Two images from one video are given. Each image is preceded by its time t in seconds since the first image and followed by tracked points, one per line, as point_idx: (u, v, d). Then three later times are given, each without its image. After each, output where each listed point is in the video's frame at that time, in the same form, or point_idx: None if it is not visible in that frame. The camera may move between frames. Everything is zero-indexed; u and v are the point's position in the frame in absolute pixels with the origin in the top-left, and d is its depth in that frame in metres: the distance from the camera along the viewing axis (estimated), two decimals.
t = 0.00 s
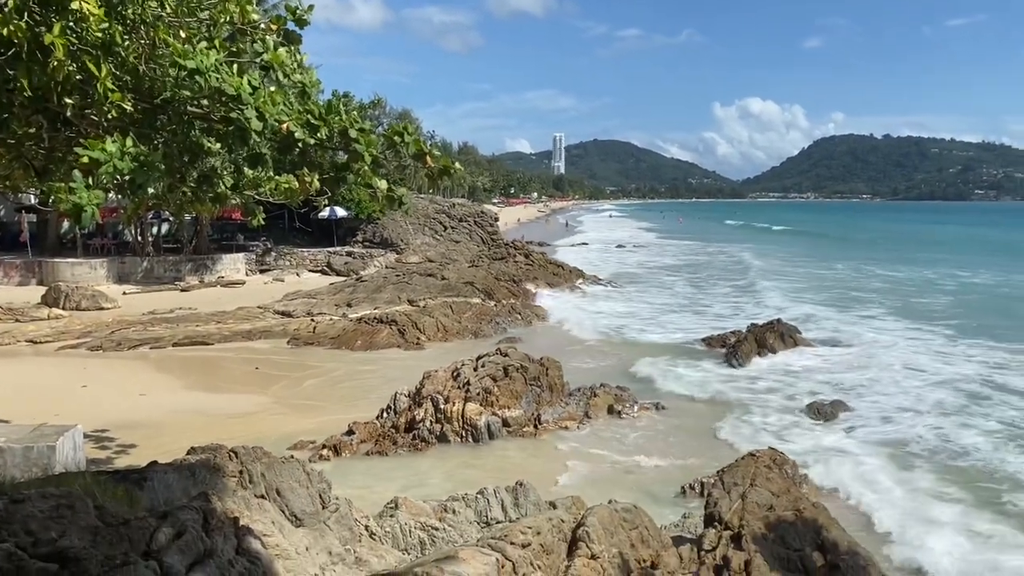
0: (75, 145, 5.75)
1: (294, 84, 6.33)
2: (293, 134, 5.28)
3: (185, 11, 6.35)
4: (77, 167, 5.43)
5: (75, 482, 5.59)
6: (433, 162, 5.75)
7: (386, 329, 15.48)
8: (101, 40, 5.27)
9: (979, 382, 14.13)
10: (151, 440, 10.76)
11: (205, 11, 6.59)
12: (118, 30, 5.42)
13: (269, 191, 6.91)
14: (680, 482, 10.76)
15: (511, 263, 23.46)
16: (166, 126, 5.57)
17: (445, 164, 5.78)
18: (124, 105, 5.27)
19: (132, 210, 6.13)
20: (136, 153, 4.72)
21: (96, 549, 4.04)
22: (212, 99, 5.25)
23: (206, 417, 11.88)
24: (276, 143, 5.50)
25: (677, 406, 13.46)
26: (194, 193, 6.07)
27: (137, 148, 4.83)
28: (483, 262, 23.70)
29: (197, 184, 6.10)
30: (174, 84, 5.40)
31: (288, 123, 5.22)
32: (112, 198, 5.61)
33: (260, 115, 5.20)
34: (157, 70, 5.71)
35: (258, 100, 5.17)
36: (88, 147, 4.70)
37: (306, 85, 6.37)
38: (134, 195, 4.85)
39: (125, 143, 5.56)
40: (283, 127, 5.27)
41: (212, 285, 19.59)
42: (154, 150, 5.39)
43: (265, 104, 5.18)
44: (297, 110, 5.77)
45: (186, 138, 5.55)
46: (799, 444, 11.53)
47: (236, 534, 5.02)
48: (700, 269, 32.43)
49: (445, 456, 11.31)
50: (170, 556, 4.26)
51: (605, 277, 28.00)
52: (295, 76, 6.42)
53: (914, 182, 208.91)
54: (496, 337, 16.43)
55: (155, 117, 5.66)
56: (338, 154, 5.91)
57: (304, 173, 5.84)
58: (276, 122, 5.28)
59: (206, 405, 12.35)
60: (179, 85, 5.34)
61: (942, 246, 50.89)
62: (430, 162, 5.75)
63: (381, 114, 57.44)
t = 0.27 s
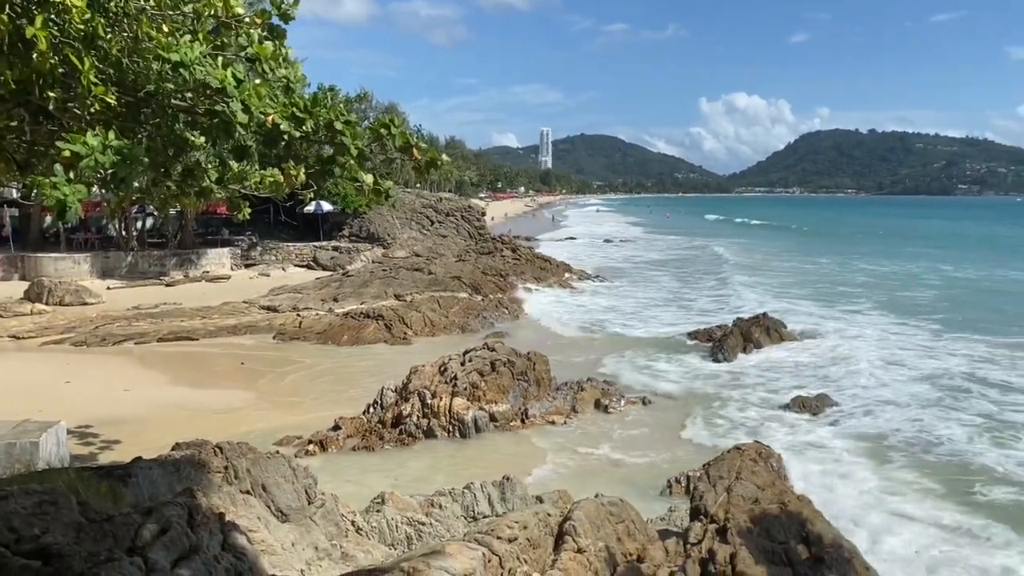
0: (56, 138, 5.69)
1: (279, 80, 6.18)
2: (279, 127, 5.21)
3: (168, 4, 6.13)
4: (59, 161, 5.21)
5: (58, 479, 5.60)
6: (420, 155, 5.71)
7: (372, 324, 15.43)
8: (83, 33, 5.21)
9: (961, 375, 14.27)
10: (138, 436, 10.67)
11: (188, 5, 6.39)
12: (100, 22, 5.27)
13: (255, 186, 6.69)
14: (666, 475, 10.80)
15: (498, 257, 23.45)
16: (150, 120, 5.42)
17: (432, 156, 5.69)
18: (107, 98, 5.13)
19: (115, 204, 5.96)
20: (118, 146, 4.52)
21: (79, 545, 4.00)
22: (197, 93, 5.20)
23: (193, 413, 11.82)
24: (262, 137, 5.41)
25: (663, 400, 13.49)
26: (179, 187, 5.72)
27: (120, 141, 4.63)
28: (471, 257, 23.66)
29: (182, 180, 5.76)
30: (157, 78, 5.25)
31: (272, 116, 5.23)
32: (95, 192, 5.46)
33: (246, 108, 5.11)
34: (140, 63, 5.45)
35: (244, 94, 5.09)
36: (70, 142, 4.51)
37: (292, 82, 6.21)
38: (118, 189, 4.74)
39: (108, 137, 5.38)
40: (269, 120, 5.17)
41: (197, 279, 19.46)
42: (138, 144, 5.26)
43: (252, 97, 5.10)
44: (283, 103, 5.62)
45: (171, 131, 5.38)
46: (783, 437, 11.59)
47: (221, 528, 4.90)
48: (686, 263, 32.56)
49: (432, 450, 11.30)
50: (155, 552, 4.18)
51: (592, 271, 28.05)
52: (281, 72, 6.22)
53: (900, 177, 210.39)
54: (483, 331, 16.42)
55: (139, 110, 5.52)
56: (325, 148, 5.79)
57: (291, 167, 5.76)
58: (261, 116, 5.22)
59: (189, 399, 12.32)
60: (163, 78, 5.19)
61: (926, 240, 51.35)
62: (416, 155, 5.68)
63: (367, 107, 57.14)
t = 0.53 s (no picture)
0: (33, 134, 5.38)
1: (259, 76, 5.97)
2: (259, 123, 5.15)
3: None
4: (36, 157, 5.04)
5: (37, 477, 5.48)
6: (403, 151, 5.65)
7: (355, 321, 15.37)
8: (60, 27, 5.04)
9: (938, 370, 14.44)
10: (119, 435, 10.58)
11: None
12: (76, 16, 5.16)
13: (235, 181, 6.58)
14: (648, 471, 10.84)
15: (482, 254, 23.44)
16: (129, 115, 5.31)
17: (414, 153, 5.62)
18: (85, 95, 5.04)
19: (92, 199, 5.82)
20: (97, 141, 4.32)
21: (57, 546, 3.94)
22: (176, 89, 5.08)
23: (176, 410, 11.77)
24: (242, 132, 5.35)
25: (645, 396, 13.55)
26: (159, 181, 5.81)
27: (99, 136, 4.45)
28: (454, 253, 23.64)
29: (161, 172, 5.81)
30: (136, 73, 5.16)
31: (252, 111, 5.13)
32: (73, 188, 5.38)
33: (225, 103, 5.04)
34: (119, 59, 5.32)
35: (222, 89, 5.00)
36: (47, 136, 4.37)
37: (272, 78, 6.03)
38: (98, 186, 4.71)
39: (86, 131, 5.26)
40: (249, 115, 5.11)
41: (177, 277, 19.32)
42: (117, 139, 5.21)
43: (231, 93, 5.03)
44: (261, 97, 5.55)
45: (150, 127, 5.34)
46: (764, 432, 11.67)
47: (202, 527, 4.75)
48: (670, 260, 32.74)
49: (415, 448, 11.28)
50: (135, 551, 4.13)
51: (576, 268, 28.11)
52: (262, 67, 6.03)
53: (884, 175, 212.29)
54: (466, 328, 16.41)
55: (117, 105, 5.38)
56: (306, 144, 5.72)
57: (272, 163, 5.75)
58: (242, 111, 5.13)
59: (171, 397, 12.26)
60: (142, 73, 5.12)
61: (906, 237, 51.86)
62: (398, 151, 5.62)
63: (348, 102, 56.89)
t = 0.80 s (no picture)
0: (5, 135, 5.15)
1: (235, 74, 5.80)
2: (235, 123, 4.91)
3: None
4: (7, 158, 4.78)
5: (10, 479, 5.42)
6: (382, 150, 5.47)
7: (334, 321, 15.29)
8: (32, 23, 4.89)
9: (912, 365, 14.63)
10: (96, 436, 10.46)
11: None
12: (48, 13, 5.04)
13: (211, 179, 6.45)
14: (626, 468, 10.88)
15: (463, 253, 23.45)
16: (104, 113, 4.98)
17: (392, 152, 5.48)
18: (58, 93, 4.77)
19: (66, 198, 5.70)
20: (72, 139, 4.21)
21: (32, 551, 4.03)
22: (151, 86, 4.81)
23: (154, 411, 11.67)
24: (219, 131, 5.05)
25: (623, 394, 13.61)
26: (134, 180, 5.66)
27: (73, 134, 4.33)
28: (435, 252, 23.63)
29: (137, 173, 5.65)
30: (111, 70, 4.87)
31: (229, 111, 4.94)
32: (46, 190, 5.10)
33: (201, 102, 4.77)
34: (93, 55, 5.17)
35: (198, 88, 4.72)
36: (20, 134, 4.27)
37: (248, 75, 5.79)
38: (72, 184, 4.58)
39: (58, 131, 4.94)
40: (225, 116, 4.86)
41: (154, 276, 19.15)
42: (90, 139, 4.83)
43: (207, 92, 4.75)
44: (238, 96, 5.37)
45: (125, 125, 4.92)
46: (741, 428, 11.76)
47: (181, 528, 4.73)
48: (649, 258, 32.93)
49: (394, 447, 11.22)
50: (110, 553, 4.17)
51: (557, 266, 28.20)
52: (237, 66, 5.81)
53: (865, 174, 214.37)
54: (446, 327, 16.39)
55: (92, 104, 5.08)
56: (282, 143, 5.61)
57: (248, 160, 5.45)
58: (218, 112, 4.86)
59: (149, 397, 12.17)
60: (116, 70, 4.82)
61: (884, 235, 52.49)
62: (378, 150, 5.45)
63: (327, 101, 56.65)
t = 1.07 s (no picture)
0: None
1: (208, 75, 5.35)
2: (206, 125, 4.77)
3: None
4: None
5: None
6: (356, 151, 5.13)
7: (310, 321, 15.20)
8: None
9: (882, 362, 14.84)
10: (68, 439, 10.35)
11: None
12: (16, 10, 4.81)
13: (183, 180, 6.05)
14: (601, 466, 10.92)
15: (440, 252, 23.42)
16: (75, 112, 4.91)
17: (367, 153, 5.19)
18: (26, 92, 4.63)
19: (33, 199, 5.38)
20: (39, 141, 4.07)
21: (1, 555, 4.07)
22: (122, 85, 4.55)
23: (128, 413, 11.57)
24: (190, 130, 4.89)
25: (598, 392, 13.67)
26: (105, 180, 5.15)
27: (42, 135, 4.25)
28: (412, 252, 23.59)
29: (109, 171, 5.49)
30: (81, 69, 4.69)
31: (201, 113, 4.75)
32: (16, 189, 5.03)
33: (172, 103, 4.56)
34: (64, 54, 4.97)
35: (169, 89, 4.50)
36: None
37: (221, 76, 5.48)
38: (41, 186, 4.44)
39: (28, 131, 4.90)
40: (196, 117, 4.70)
41: (127, 277, 18.93)
42: (60, 139, 4.79)
43: (179, 93, 4.53)
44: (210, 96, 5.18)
45: (96, 124, 4.79)
46: (715, 425, 11.85)
47: (153, 532, 4.73)
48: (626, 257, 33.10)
49: (370, 448, 11.16)
50: (82, 557, 4.20)
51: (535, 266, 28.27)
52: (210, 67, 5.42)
53: (844, 174, 216.68)
54: (423, 327, 16.35)
55: (62, 102, 4.98)
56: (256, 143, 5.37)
57: (222, 162, 5.27)
58: (189, 113, 4.64)
59: (124, 399, 12.06)
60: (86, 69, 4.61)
61: (859, 234, 53.18)
62: (352, 152, 5.16)
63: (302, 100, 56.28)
